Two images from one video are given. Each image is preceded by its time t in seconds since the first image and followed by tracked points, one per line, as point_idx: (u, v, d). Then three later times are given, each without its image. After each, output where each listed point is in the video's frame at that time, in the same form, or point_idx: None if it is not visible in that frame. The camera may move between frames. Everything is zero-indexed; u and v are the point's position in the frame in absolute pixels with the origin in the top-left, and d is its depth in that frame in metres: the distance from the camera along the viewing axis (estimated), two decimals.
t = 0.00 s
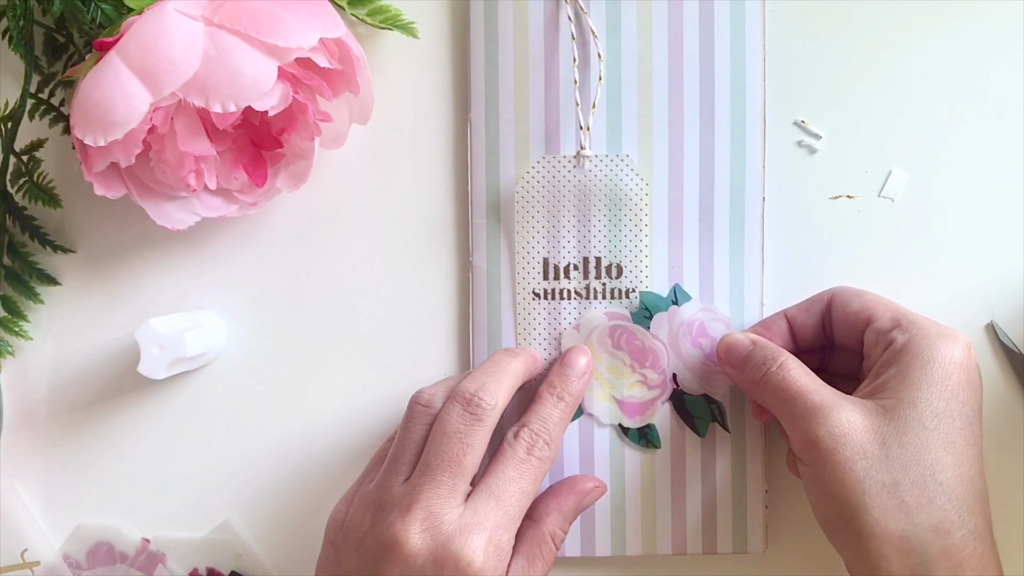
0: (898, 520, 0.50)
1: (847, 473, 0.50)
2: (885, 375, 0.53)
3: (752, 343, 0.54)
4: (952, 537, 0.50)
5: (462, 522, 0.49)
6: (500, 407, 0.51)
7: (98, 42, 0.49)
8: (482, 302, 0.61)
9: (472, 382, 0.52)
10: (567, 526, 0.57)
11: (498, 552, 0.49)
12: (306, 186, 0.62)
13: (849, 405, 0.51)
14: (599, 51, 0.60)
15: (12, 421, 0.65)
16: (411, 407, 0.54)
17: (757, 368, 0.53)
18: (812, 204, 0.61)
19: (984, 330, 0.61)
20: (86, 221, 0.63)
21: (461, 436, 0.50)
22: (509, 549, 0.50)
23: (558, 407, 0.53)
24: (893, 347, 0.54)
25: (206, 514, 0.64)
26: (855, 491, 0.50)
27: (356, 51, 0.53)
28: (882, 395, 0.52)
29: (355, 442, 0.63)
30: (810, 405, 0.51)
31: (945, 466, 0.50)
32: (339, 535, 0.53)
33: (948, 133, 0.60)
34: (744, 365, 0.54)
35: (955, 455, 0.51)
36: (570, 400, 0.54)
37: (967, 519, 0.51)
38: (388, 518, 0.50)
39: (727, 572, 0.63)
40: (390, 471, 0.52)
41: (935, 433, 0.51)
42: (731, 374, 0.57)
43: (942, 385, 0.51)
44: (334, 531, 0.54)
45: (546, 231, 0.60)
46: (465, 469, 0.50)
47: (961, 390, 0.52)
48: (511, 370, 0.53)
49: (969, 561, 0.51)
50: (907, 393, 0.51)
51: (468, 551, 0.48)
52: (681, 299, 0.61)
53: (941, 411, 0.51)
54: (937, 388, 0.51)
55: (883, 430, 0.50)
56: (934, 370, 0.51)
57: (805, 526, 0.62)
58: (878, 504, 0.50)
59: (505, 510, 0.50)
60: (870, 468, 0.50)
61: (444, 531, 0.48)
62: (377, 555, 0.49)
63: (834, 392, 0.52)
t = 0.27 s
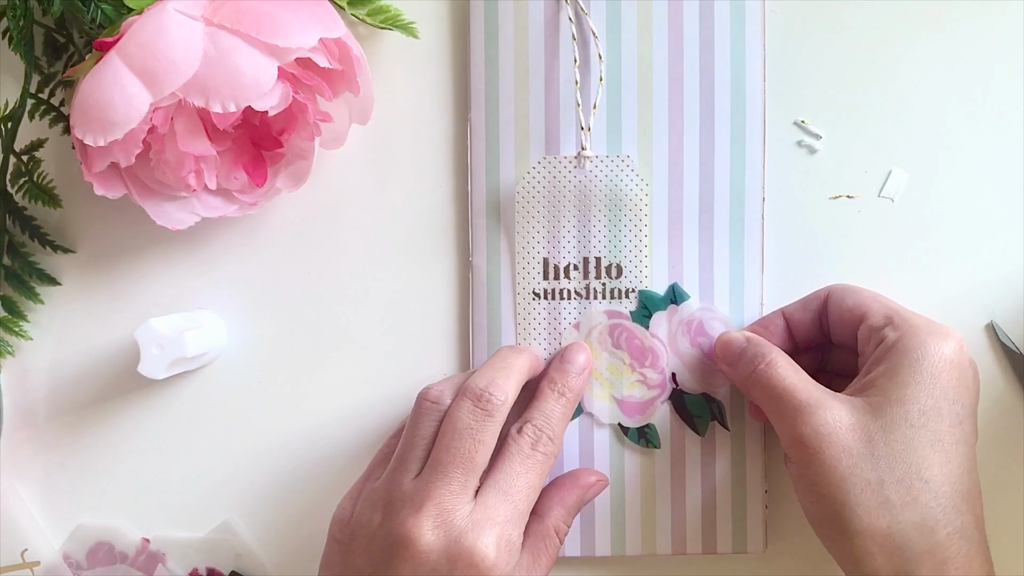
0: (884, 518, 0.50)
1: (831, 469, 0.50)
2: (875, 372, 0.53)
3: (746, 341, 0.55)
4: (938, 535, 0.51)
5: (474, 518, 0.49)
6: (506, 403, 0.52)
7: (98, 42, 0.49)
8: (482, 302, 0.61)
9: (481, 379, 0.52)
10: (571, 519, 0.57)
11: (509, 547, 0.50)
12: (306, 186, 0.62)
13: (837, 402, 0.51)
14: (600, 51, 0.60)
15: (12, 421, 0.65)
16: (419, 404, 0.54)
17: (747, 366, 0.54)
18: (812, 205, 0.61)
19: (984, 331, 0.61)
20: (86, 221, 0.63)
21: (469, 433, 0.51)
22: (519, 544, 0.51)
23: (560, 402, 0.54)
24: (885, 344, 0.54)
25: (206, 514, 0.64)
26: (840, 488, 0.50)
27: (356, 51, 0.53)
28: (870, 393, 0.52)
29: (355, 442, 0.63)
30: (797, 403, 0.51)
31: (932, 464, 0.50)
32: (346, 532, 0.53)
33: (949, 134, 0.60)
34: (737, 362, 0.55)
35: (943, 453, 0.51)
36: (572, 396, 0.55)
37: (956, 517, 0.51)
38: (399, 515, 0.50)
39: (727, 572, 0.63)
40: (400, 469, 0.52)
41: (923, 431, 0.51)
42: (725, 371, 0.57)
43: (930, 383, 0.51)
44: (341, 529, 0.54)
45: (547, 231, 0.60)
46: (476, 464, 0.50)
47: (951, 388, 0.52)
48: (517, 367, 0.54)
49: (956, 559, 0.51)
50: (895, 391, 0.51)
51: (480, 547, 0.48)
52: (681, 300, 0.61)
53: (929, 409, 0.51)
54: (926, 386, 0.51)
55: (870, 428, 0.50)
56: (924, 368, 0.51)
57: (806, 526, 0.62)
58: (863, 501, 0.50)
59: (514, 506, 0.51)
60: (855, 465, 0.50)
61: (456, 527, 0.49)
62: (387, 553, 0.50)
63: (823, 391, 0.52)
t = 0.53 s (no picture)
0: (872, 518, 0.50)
1: (819, 470, 0.51)
2: (865, 372, 0.53)
3: (739, 341, 0.55)
4: (930, 536, 0.51)
5: (486, 520, 0.50)
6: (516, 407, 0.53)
7: (98, 42, 0.49)
8: (482, 302, 0.61)
9: (505, 387, 0.53)
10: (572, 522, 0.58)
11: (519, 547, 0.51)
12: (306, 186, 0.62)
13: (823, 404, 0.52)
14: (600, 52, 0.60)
15: (12, 421, 0.65)
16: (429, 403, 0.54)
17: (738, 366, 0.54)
18: (812, 205, 0.61)
19: (984, 331, 0.61)
20: (86, 221, 0.63)
21: (490, 439, 0.52)
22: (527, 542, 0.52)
23: (559, 402, 0.55)
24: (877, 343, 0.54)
25: (206, 514, 0.64)
26: (827, 488, 0.51)
27: (356, 51, 0.53)
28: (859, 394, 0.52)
29: (355, 442, 0.63)
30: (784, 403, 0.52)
31: (920, 465, 0.51)
32: (353, 531, 0.55)
33: (949, 134, 0.60)
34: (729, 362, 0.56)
35: (933, 453, 0.51)
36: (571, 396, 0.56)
37: (948, 518, 0.51)
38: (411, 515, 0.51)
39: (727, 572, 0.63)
40: (410, 469, 0.53)
41: (912, 432, 0.51)
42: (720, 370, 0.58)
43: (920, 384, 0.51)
44: (349, 530, 0.55)
45: (547, 231, 0.60)
46: (494, 470, 0.52)
47: (942, 388, 0.52)
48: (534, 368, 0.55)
49: (950, 560, 0.51)
50: (884, 391, 0.51)
51: (493, 548, 0.50)
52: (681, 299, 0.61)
53: (918, 409, 0.51)
54: (915, 387, 0.51)
55: (857, 428, 0.51)
56: (914, 368, 0.52)
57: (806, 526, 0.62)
58: (850, 501, 0.50)
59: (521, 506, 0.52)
60: (842, 465, 0.51)
61: (471, 530, 0.50)
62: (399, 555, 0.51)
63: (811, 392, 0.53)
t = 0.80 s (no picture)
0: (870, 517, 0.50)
1: (816, 469, 0.51)
2: (863, 372, 0.53)
3: (738, 341, 0.56)
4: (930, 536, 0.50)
5: (488, 524, 0.50)
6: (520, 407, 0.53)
7: (98, 42, 0.49)
8: (482, 302, 0.61)
9: (505, 389, 0.53)
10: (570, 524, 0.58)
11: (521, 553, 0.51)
12: (306, 186, 0.62)
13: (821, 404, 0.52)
14: (600, 52, 0.60)
15: (12, 420, 0.65)
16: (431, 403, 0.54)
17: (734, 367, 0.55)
18: (812, 205, 0.61)
19: (984, 331, 0.61)
20: (86, 222, 0.63)
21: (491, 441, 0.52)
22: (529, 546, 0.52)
23: (558, 404, 0.55)
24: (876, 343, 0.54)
25: (206, 514, 0.64)
26: (826, 488, 0.51)
27: (356, 51, 0.53)
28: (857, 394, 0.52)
29: (355, 442, 0.63)
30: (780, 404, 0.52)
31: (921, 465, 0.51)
32: (354, 533, 0.54)
33: (949, 135, 0.60)
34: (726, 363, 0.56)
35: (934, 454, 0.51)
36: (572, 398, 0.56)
37: (948, 518, 0.51)
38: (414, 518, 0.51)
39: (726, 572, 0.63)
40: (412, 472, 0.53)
41: (912, 432, 0.51)
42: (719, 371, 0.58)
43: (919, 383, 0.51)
44: (351, 531, 0.55)
45: (547, 231, 0.60)
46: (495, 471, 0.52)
47: (941, 387, 0.52)
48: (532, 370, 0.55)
49: (950, 561, 0.51)
50: (882, 391, 0.51)
51: (494, 553, 0.50)
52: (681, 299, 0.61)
53: (917, 409, 0.51)
54: (914, 386, 0.51)
55: (854, 428, 0.51)
56: (912, 368, 0.52)
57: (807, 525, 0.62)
58: (849, 501, 0.51)
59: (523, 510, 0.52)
60: (842, 465, 0.51)
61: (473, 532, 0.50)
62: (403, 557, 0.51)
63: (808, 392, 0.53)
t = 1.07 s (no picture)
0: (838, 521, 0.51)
1: (790, 472, 0.52)
2: (847, 378, 0.53)
3: (729, 342, 0.58)
4: (911, 545, 0.50)
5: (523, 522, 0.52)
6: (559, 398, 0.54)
7: (98, 42, 0.49)
8: (482, 302, 0.61)
9: (536, 381, 0.54)
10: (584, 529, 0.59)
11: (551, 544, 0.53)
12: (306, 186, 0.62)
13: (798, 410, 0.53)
14: (600, 53, 0.60)
15: (12, 421, 0.65)
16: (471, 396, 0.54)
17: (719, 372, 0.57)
18: (812, 205, 0.61)
19: (984, 331, 0.61)
20: (86, 222, 0.63)
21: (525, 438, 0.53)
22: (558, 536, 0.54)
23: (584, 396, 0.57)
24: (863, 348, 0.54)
25: (206, 514, 0.64)
26: (802, 494, 0.52)
27: (356, 51, 0.53)
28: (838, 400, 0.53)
29: (355, 442, 0.63)
30: (756, 410, 0.54)
31: (903, 473, 0.50)
32: (381, 518, 0.55)
33: (949, 135, 0.60)
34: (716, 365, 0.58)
35: (919, 462, 0.50)
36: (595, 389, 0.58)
37: (925, 529, 0.50)
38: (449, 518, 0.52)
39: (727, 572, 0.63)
40: (446, 468, 0.53)
41: (892, 440, 0.50)
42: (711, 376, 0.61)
43: (901, 390, 0.51)
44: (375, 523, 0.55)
45: (547, 231, 0.60)
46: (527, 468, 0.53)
47: (926, 394, 0.51)
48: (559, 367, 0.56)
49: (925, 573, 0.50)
50: (861, 399, 0.52)
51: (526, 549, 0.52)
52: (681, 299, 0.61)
53: (896, 417, 0.51)
54: (896, 393, 0.51)
55: (831, 435, 0.51)
56: (894, 374, 0.51)
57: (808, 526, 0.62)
58: (826, 508, 0.51)
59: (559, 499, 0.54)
60: (817, 473, 0.51)
61: (509, 533, 0.52)
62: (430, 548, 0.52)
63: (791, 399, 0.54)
